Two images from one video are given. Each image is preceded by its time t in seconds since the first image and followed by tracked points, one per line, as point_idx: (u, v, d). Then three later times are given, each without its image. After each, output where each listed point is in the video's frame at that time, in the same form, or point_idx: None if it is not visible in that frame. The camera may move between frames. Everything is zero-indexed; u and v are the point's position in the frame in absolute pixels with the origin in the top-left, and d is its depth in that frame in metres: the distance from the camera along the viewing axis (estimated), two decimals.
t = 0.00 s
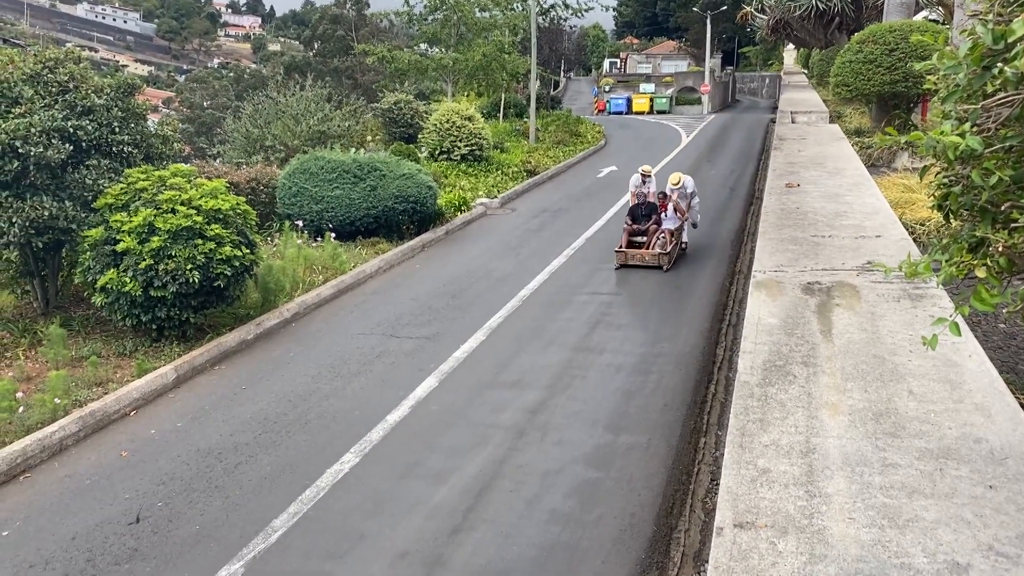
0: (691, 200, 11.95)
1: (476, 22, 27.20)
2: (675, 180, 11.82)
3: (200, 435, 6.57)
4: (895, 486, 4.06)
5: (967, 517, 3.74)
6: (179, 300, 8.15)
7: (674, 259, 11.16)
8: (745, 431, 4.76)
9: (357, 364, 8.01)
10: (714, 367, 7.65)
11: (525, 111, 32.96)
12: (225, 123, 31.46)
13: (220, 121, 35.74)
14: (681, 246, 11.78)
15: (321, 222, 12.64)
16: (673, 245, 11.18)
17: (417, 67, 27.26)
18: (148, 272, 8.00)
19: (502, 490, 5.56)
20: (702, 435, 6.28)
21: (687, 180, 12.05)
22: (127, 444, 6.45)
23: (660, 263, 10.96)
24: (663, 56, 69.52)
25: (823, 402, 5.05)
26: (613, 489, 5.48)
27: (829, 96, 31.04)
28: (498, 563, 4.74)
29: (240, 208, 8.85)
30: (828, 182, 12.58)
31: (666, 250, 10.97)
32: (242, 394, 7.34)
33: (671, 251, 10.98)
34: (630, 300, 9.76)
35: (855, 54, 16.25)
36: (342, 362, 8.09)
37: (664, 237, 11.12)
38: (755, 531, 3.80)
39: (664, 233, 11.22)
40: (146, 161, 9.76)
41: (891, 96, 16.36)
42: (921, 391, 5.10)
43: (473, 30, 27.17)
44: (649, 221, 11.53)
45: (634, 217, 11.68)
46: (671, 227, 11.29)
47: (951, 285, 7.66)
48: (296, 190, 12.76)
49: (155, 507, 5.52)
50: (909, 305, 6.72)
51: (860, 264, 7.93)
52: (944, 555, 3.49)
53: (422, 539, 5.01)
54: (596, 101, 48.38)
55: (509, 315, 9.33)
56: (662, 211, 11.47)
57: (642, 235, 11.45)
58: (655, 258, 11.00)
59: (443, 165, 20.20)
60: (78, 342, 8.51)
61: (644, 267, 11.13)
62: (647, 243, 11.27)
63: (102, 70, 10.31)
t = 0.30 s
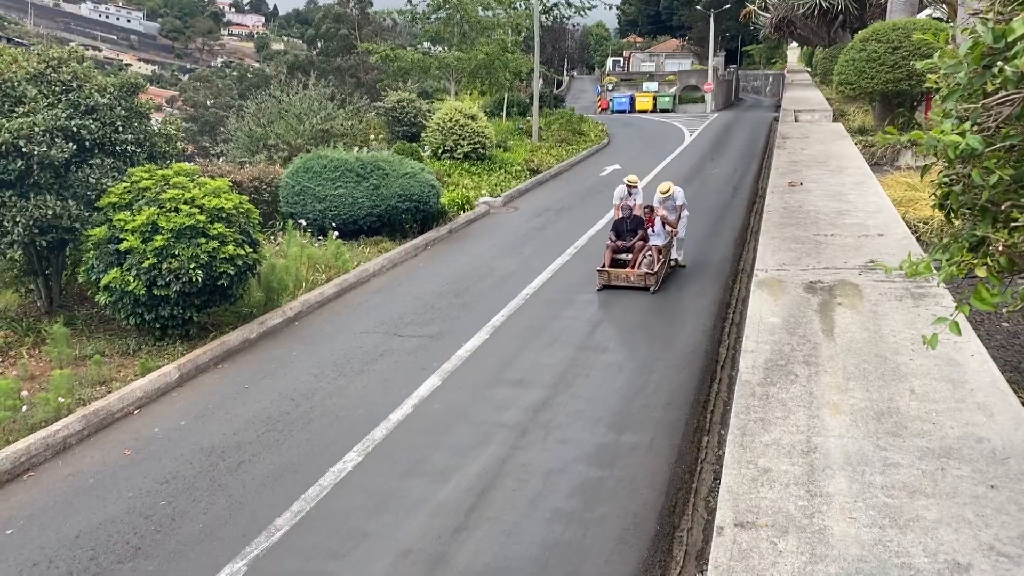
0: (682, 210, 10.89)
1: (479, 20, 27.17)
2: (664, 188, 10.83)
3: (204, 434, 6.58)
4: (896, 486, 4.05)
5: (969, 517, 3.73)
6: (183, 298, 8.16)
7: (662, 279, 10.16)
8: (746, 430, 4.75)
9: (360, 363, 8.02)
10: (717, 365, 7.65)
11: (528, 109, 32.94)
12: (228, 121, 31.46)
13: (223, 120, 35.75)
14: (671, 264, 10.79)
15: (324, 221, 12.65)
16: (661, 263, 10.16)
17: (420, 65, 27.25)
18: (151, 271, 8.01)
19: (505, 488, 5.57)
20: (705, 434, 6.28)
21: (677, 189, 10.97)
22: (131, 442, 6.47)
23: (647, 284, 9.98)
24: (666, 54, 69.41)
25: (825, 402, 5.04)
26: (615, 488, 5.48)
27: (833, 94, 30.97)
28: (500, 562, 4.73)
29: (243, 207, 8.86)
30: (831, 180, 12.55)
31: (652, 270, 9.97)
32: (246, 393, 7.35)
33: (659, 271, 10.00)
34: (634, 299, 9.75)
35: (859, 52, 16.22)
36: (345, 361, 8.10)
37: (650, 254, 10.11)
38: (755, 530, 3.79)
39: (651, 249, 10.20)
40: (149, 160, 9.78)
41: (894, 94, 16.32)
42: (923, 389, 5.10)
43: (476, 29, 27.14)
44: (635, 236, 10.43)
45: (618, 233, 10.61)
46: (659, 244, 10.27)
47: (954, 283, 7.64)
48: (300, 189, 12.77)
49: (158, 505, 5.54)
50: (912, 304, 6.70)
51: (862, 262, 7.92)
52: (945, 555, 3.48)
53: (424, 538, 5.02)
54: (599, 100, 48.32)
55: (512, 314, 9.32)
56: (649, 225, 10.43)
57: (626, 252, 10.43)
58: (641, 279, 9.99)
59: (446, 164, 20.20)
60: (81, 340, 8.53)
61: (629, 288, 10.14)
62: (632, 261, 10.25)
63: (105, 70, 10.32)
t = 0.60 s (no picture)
0: (672, 224, 9.82)
1: (486, 18, 27.15)
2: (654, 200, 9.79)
3: (212, 432, 6.60)
4: (903, 485, 4.04)
5: (976, 516, 3.72)
6: (190, 297, 8.19)
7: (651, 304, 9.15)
8: (753, 429, 4.75)
9: (367, 361, 8.03)
10: (724, 364, 7.63)
11: (535, 108, 32.90)
12: (236, 120, 31.52)
13: (231, 119, 35.84)
14: (661, 285, 9.76)
15: (331, 219, 12.68)
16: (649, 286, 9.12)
17: (427, 64, 27.25)
18: (159, 269, 8.04)
19: (512, 486, 5.57)
20: (712, 433, 6.27)
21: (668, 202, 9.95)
22: (139, 440, 6.50)
23: (634, 310, 8.97)
24: (673, 52, 69.22)
25: (831, 401, 5.03)
26: (622, 487, 5.48)
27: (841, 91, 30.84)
28: (506, 561, 4.74)
29: (250, 206, 8.88)
30: (840, 179, 12.50)
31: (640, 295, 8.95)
32: (253, 391, 7.38)
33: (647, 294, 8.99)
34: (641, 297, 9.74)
35: (867, 50, 16.15)
36: (352, 359, 8.11)
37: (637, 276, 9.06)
38: (762, 530, 3.79)
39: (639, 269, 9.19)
40: (158, 158, 9.82)
41: (903, 92, 16.24)
42: (931, 389, 5.07)
43: (483, 27, 27.12)
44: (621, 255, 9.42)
45: (602, 252, 9.55)
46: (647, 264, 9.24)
47: (963, 282, 7.61)
48: (307, 187, 12.79)
49: (166, 503, 5.56)
50: (920, 303, 6.68)
51: (870, 261, 7.89)
52: (952, 555, 3.47)
53: (431, 536, 5.02)
54: (606, 98, 48.23)
55: (519, 313, 9.32)
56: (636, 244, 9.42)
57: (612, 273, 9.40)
58: (628, 304, 8.97)
59: (453, 162, 20.21)
60: (90, 338, 8.57)
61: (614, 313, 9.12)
62: (619, 283, 9.24)
63: (113, 68, 10.36)
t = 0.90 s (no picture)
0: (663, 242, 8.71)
1: (498, 15, 27.14)
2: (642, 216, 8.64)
3: (224, 428, 6.63)
4: (917, 484, 4.02)
5: (992, 516, 3.70)
6: (203, 293, 8.24)
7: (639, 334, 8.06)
8: (766, 427, 4.73)
9: (379, 358, 8.06)
10: (736, 362, 7.61)
11: (547, 104, 32.84)
12: (249, 117, 31.61)
13: (244, 116, 35.97)
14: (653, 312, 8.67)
15: (343, 216, 12.71)
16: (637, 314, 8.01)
17: (439, 61, 27.25)
18: (173, 266, 8.09)
19: (523, 483, 5.58)
20: (724, 430, 6.25)
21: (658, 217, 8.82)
22: (153, 436, 6.54)
23: (619, 342, 7.87)
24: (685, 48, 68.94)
25: (846, 399, 5.00)
26: (633, 485, 5.47)
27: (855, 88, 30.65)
28: (517, 557, 4.75)
29: (263, 203, 8.91)
30: (853, 175, 12.43)
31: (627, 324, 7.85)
32: (266, 387, 7.42)
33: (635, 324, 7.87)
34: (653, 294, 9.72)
35: (881, 46, 16.04)
36: (364, 355, 8.14)
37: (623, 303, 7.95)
38: (775, 528, 3.78)
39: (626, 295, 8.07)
40: (171, 155, 9.87)
41: (917, 88, 16.13)
42: (945, 387, 5.04)
43: (495, 23, 27.11)
44: (606, 277, 8.31)
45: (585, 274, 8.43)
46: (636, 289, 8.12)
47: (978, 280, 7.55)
48: (319, 184, 12.83)
49: (180, 498, 5.60)
50: (934, 301, 6.63)
51: (884, 259, 7.85)
52: (967, 554, 3.45)
53: (442, 533, 5.04)
54: (618, 95, 48.09)
55: (530, 310, 9.31)
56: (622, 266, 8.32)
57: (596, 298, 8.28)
58: (613, 335, 7.87)
59: (465, 159, 20.21)
60: (104, 334, 8.63)
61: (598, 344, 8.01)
62: (602, 310, 8.13)
63: (127, 66, 10.41)
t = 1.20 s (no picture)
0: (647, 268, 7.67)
1: (507, 13, 27.12)
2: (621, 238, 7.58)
3: (234, 425, 6.66)
4: (928, 483, 4.00)
5: (1003, 516, 3.68)
6: (213, 291, 8.27)
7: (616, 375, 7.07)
8: (776, 425, 4.72)
9: (388, 356, 8.07)
10: (745, 360, 7.59)
11: (556, 103, 32.79)
12: (258, 115, 31.69)
13: (254, 114, 36.06)
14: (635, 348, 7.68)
15: (352, 215, 12.74)
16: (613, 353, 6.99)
17: (448, 59, 27.25)
18: (183, 263, 8.12)
19: (532, 482, 5.58)
20: (733, 429, 6.24)
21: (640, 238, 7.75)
22: (163, 433, 6.58)
23: (591, 385, 6.87)
24: (695, 46, 68.70)
25: (856, 398, 4.99)
26: (642, 483, 5.47)
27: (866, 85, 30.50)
28: (525, 556, 4.75)
29: (273, 201, 8.94)
30: (864, 174, 12.37)
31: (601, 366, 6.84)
32: (275, 385, 7.44)
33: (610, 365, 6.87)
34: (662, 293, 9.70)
35: (892, 44, 15.96)
36: (373, 353, 8.16)
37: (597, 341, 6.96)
38: (785, 527, 3.77)
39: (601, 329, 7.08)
40: (181, 153, 9.91)
41: (929, 87, 16.04)
42: (957, 386, 5.02)
43: (504, 22, 27.11)
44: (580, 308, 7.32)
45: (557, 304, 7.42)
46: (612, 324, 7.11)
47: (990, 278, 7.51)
48: (328, 182, 12.86)
49: (189, 495, 5.63)
50: (945, 300, 6.60)
51: (895, 257, 7.81)
52: (979, 554, 3.44)
53: (450, 531, 5.04)
54: (627, 93, 47.97)
55: (539, 308, 9.31)
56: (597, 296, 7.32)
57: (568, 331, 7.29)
58: (585, 377, 6.87)
59: (473, 157, 20.22)
60: (115, 332, 8.68)
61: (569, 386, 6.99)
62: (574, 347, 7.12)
63: (136, 64, 10.45)
